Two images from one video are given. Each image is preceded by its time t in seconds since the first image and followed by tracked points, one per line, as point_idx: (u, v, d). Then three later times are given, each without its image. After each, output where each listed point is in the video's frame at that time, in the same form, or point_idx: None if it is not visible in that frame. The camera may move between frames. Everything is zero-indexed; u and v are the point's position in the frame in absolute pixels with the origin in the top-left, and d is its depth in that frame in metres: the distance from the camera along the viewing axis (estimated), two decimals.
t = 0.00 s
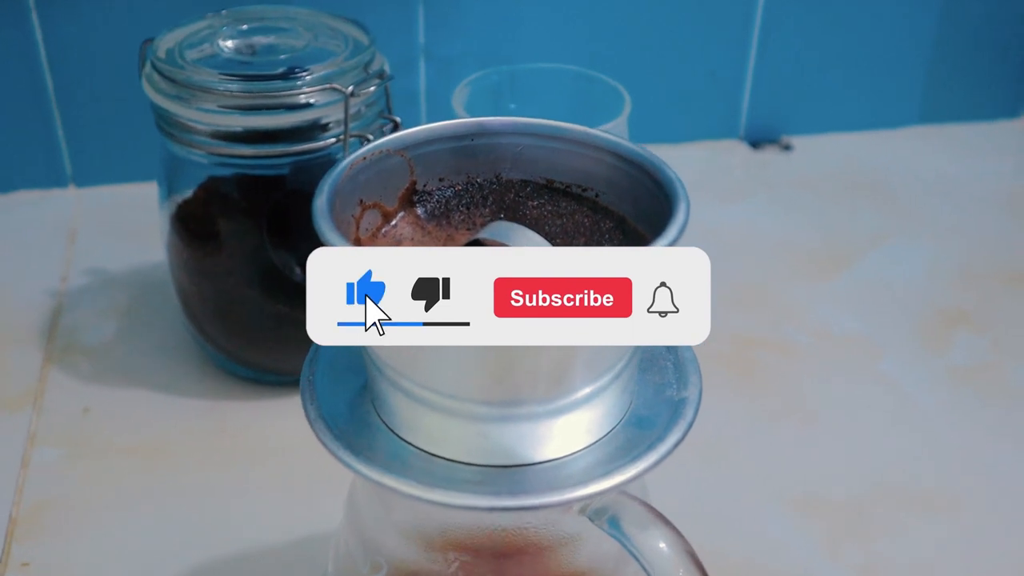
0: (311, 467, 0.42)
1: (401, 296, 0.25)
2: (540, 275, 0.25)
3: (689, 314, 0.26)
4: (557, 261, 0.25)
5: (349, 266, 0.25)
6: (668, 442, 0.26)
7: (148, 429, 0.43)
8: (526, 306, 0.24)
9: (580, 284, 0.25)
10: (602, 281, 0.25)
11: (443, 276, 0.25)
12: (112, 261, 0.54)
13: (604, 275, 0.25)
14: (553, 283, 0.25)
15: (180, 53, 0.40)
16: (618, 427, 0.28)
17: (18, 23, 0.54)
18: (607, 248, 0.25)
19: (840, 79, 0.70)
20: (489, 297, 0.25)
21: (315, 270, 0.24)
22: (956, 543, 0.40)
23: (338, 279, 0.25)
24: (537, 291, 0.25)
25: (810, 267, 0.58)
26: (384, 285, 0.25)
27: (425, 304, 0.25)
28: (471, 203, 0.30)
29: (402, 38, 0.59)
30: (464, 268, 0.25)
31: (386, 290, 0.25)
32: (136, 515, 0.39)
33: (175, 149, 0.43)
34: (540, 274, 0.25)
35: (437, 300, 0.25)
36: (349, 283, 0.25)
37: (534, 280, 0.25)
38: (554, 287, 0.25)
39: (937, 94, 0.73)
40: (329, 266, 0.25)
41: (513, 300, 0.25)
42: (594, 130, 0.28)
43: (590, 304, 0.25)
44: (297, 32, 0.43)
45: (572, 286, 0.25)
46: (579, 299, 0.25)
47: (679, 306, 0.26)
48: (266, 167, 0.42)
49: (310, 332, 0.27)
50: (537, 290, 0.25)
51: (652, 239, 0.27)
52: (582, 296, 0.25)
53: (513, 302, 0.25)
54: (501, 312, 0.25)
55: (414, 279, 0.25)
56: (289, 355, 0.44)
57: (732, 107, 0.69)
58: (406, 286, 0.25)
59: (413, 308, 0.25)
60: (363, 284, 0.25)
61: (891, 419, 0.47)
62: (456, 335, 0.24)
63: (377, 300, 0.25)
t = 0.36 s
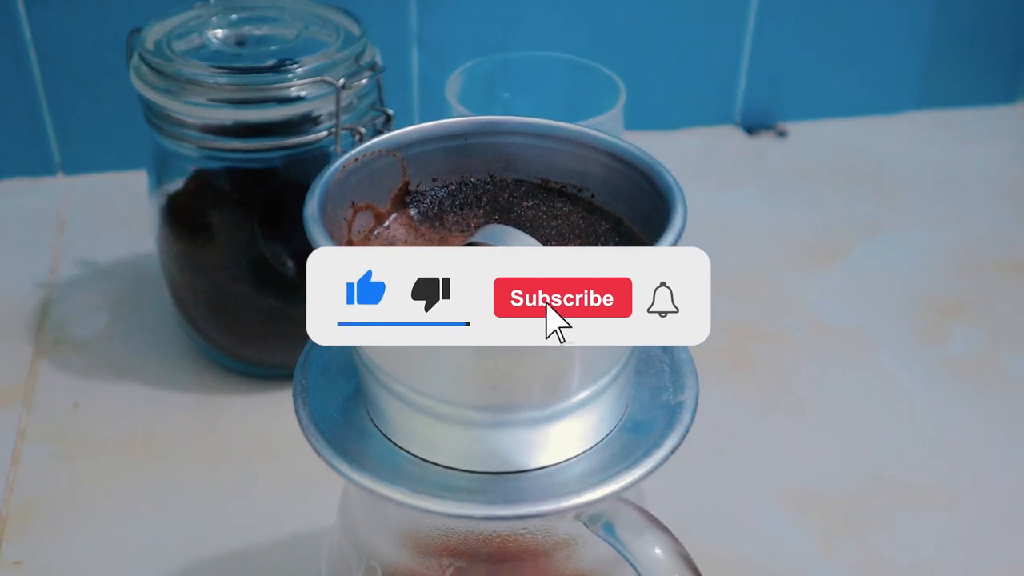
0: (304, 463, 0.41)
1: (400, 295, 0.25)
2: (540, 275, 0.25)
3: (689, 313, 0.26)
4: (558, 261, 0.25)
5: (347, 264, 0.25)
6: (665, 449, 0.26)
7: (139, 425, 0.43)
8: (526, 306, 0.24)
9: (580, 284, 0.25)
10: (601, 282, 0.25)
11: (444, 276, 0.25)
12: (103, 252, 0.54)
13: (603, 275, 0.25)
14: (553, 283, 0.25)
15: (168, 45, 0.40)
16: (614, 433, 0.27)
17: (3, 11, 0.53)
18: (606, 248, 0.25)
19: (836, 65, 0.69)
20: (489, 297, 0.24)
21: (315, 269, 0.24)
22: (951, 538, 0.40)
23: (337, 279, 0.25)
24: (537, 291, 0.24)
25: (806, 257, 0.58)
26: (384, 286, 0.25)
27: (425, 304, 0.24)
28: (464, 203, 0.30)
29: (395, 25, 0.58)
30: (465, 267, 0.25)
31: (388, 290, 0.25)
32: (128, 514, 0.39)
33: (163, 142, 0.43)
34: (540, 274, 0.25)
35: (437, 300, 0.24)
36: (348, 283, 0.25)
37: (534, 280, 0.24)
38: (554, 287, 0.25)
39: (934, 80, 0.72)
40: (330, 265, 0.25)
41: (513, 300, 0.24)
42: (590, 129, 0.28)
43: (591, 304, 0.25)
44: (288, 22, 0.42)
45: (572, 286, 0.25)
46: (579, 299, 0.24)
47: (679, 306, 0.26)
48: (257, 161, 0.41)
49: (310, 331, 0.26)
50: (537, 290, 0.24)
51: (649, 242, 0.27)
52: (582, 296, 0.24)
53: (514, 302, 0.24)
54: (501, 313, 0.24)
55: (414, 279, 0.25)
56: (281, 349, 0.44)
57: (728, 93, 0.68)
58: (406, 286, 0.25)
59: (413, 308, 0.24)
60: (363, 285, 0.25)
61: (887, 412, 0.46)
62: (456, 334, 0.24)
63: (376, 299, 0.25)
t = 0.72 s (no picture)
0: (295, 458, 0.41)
1: (400, 295, 0.24)
2: (540, 275, 0.24)
3: (689, 313, 0.26)
4: (557, 260, 0.24)
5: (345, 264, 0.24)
6: (658, 452, 0.26)
7: (130, 420, 0.43)
8: (526, 306, 0.24)
9: (579, 284, 0.24)
10: (601, 282, 0.25)
11: (444, 276, 0.24)
12: (94, 243, 0.54)
13: (601, 275, 0.25)
14: (553, 283, 0.24)
15: (158, 38, 0.39)
16: (606, 436, 0.27)
17: None
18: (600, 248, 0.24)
19: (834, 53, 0.69)
20: (490, 297, 0.24)
21: (314, 266, 0.24)
22: (945, 531, 0.40)
23: (337, 278, 0.24)
24: (537, 291, 0.24)
25: (802, 248, 0.57)
26: (384, 286, 0.25)
27: (425, 304, 0.24)
28: (455, 202, 0.29)
29: (388, 12, 0.58)
30: (466, 268, 0.24)
31: (388, 291, 0.24)
32: (118, 509, 0.39)
33: (152, 135, 0.42)
34: (540, 274, 0.24)
35: (437, 300, 0.24)
36: (349, 283, 0.25)
37: (534, 279, 0.24)
38: (553, 287, 0.24)
39: (932, 67, 0.72)
40: (331, 266, 0.24)
41: (513, 300, 0.24)
42: (582, 127, 0.28)
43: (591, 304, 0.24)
44: (278, 13, 0.42)
45: (571, 286, 0.24)
46: (579, 299, 0.24)
47: (680, 306, 0.25)
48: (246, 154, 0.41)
49: (310, 331, 0.25)
50: (537, 290, 0.24)
51: (642, 242, 0.27)
52: (582, 296, 0.24)
53: (513, 302, 0.24)
54: (502, 312, 0.24)
55: (414, 279, 0.24)
56: (273, 344, 0.43)
57: (724, 81, 0.68)
58: (406, 287, 0.25)
59: (413, 307, 0.24)
60: (363, 285, 0.25)
61: (882, 404, 0.46)
62: (457, 334, 0.23)
63: (376, 299, 0.24)
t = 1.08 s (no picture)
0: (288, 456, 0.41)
1: (400, 295, 0.24)
2: (535, 276, 0.24)
3: (689, 313, 0.25)
4: (556, 261, 0.24)
5: (346, 263, 0.24)
6: (652, 455, 0.26)
7: (121, 418, 0.42)
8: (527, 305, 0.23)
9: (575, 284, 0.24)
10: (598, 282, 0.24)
11: (444, 275, 0.24)
12: (86, 238, 0.53)
13: (594, 276, 0.24)
14: (552, 283, 0.24)
15: (147, 34, 0.39)
16: (600, 439, 0.27)
17: None
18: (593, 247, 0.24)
19: (830, 46, 0.68)
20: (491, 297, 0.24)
21: (312, 266, 0.23)
22: (939, 530, 0.40)
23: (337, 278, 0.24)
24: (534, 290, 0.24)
25: (797, 243, 0.57)
26: (384, 287, 0.24)
27: (425, 304, 0.24)
28: (447, 202, 0.29)
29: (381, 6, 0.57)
30: (468, 268, 0.24)
31: (387, 291, 0.24)
32: (109, 508, 0.38)
33: (142, 131, 0.42)
34: (539, 274, 0.24)
35: (437, 299, 0.24)
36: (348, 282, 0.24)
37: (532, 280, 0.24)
38: (547, 288, 0.24)
39: (928, 60, 0.71)
40: (334, 266, 0.24)
41: (514, 299, 0.23)
42: (575, 126, 0.27)
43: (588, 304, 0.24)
44: (269, 8, 0.42)
45: (563, 286, 0.24)
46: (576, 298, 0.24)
47: (679, 306, 0.25)
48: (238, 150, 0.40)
49: (311, 331, 0.25)
50: (536, 291, 0.24)
51: (635, 242, 0.26)
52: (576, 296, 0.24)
53: (514, 301, 0.24)
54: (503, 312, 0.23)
55: (414, 279, 0.24)
56: (265, 341, 0.43)
57: (719, 74, 0.68)
58: (406, 287, 0.24)
59: (413, 307, 0.24)
60: (362, 285, 0.24)
61: (877, 401, 0.46)
62: (458, 334, 0.23)
63: (376, 299, 0.24)
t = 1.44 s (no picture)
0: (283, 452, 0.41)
1: (400, 295, 0.24)
2: (534, 275, 0.24)
3: (689, 313, 0.25)
4: (553, 261, 0.24)
5: (347, 262, 0.24)
6: (646, 457, 0.26)
7: (116, 413, 0.42)
8: (524, 305, 0.23)
9: (572, 283, 0.24)
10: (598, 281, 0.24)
11: (443, 275, 0.24)
12: (80, 232, 0.53)
13: (594, 275, 0.24)
14: (550, 283, 0.24)
15: (141, 29, 0.39)
16: (594, 440, 0.27)
17: None
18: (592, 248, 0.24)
19: (826, 38, 0.68)
20: (490, 298, 0.24)
21: (311, 269, 0.23)
22: (932, 527, 0.40)
23: (337, 278, 0.24)
24: (532, 290, 0.24)
25: (793, 236, 0.57)
26: (384, 287, 0.24)
27: (425, 304, 0.23)
28: (442, 202, 0.29)
29: None
30: (468, 269, 0.24)
31: (387, 291, 0.24)
32: (103, 504, 0.38)
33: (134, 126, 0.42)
34: (536, 274, 0.24)
35: (437, 300, 0.24)
36: (348, 282, 0.24)
37: (530, 280, 0.24)
38: (547, 287, 0.24)
39: (925, 51, 0.71)
40: (333, 267, 0.24)
41: (512, 299, 0.23)
42: (569, 125, 0.27)
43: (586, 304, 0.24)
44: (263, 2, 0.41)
45: (563, 284, 0.24)
46: (575, 297, 0.24)
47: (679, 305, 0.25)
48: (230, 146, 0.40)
49: (311, 331, 0.24)
50: (533, 290, 0.24)
51: (630, 241, 0.26)
52: (575, 295, 0.24)
53: (511, 301, 0.23)
54: (502, 312, 0.23)
55: (414, 279, 0.24)
56: (259, 337, 0.43)
57: (715, 66, 0.67)
58: (406, 287, 0.24)
59: (413, 307, 0.23)
60: (363, 286, 0.24)
61: (872, 397, 0.46)
62: (458, 334, 0.23)
63: (376, 299, 0.24)
